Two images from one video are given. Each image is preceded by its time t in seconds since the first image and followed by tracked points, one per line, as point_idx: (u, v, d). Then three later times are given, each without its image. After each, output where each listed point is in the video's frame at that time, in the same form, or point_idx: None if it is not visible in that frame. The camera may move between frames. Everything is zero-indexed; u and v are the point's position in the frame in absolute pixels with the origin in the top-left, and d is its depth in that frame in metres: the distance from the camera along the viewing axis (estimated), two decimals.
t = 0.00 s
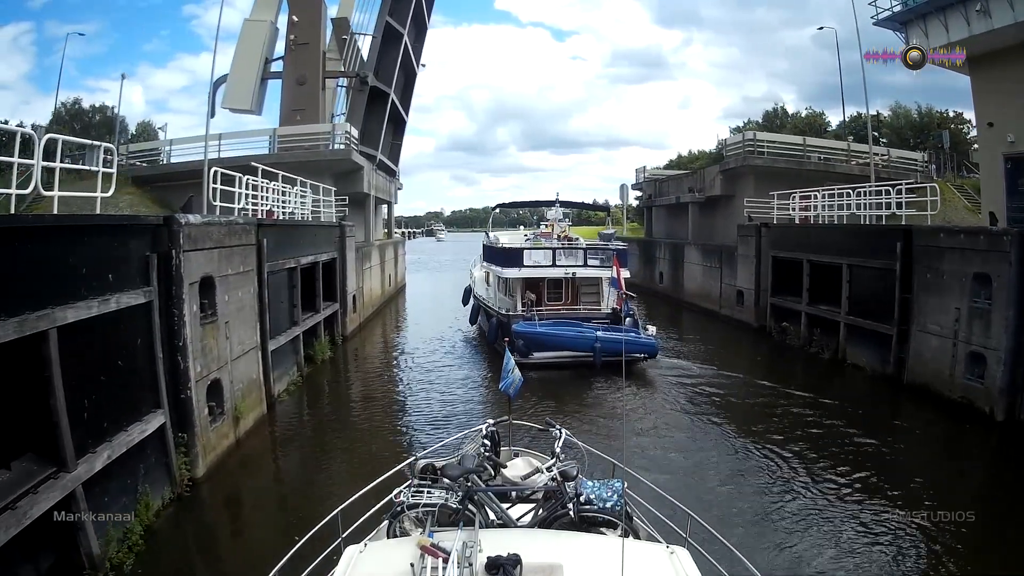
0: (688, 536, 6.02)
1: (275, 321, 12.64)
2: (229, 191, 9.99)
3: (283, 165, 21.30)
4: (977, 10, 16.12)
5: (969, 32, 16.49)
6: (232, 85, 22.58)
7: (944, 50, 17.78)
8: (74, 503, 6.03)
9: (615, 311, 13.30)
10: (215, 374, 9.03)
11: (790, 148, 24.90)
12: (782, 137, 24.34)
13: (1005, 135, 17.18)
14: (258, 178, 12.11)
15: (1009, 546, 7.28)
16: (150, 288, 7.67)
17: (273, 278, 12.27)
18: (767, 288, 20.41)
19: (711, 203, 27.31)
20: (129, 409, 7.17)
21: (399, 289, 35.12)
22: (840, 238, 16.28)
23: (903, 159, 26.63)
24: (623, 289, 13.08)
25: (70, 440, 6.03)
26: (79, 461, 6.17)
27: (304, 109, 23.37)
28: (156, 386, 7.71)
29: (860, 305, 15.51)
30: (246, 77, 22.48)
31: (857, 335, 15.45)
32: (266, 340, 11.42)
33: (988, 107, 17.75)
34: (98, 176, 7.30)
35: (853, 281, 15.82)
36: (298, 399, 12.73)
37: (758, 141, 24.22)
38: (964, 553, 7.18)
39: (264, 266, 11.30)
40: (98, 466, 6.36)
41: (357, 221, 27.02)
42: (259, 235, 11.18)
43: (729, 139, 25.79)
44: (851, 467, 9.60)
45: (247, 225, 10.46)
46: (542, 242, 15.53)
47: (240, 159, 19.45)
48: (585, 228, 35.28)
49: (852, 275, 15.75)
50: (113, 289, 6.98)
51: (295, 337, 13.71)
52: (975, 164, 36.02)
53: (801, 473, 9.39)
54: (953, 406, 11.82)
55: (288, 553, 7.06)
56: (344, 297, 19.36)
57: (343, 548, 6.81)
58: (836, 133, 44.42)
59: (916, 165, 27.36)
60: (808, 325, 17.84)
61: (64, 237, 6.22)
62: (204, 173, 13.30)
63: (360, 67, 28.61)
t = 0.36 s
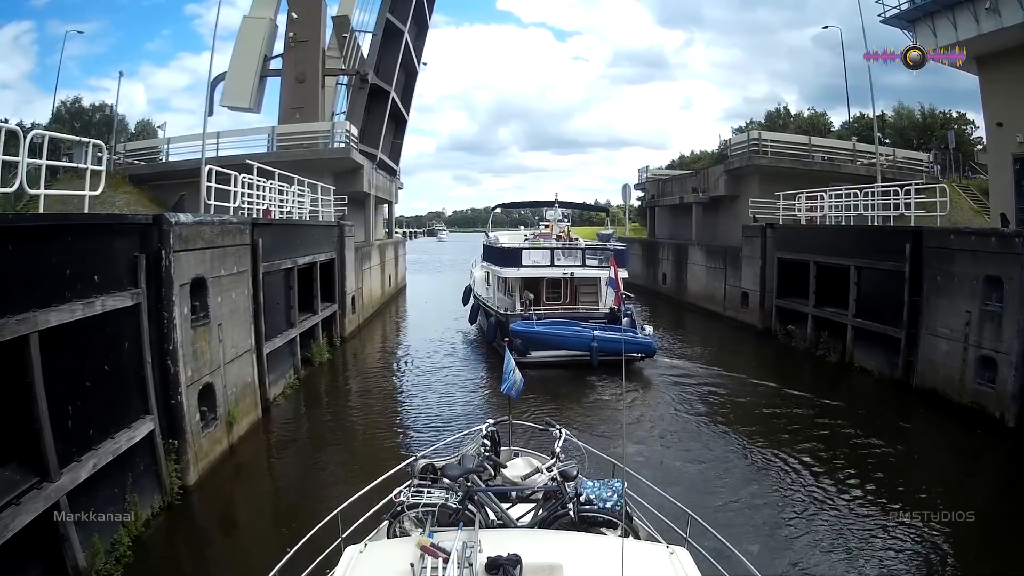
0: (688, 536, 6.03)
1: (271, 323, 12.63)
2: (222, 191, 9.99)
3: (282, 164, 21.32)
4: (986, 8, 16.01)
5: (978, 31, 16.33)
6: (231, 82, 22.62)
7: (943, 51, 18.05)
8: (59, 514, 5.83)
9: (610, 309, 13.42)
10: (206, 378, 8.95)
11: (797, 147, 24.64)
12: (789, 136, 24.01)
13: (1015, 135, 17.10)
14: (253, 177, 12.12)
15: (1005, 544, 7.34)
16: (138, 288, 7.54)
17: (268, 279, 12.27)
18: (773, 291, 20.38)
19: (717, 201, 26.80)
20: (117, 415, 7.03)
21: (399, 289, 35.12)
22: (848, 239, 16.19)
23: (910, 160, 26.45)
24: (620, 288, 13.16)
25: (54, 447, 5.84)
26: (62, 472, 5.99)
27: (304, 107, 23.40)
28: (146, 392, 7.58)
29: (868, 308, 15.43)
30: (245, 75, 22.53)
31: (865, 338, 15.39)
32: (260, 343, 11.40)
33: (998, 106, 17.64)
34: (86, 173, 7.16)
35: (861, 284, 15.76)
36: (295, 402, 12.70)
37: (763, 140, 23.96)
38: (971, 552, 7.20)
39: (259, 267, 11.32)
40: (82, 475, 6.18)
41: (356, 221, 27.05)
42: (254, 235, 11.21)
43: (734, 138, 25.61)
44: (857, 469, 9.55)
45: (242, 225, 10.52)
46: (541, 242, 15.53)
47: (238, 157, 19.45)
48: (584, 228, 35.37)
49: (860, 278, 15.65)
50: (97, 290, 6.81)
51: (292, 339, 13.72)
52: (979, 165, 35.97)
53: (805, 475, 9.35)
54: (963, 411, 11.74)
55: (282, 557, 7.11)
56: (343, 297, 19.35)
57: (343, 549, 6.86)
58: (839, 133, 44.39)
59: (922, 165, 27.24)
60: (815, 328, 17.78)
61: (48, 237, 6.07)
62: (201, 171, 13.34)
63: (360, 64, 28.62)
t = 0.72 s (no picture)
0: (688, 536, 6.02)
1: (266, 325, 12.62)
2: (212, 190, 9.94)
3: (280, 162, 21.33)
4: (996, 5, 15.90)
5: (987, 28, 16.25)
6: (227, 79, 22.64)
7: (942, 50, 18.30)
8: (40, 527, 5.68)
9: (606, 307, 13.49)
10: (197, 383, 8.85)
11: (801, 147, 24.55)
12: (795, 136, 24.09)
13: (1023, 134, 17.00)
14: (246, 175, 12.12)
15: (1004, 546, 7.36)
16: (123, 291, 7.41)
17: (262, 280, 12.25)
18: (778, 292, 20.36)
19: (718, 201, 27.24)
20: (101, 423, 6.89)
21: (399, 289, 35.14)
22: (856, 240, 16.14)
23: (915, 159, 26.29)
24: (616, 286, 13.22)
25: (33, 459, 5.68)
26: (44, 484, 5.84)
27: (302, 104, 23.42)
28: (133, 398, 7.46)
29: (876, 310, 15.38)
30: (242, 72, 22.54)
31: (873, 341, 15.35)
32: (253, 345, 11.37)
33: (1008, 104, 17.53)
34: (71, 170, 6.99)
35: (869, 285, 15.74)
36: (289, 406, 12.66)
37: (767, 140, 23.97)
38: (971, 555, 7.20)
39: (253, 267, 11.31)
40: (63, 487, 6.03)
41: (355, 220, 27.17)
42: (247, 235, 11.22)
43: (739, 136, 25.50)
44: (861, 473, 9.48)
45: (235, 225, 10.54)
46: (537, 242, 15.54)
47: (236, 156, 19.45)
48: (581, 228, 35.71)
49: (868, 278, 15.66)
50: (81, 293, 6.70)
51: (287, 341, 13.72)
52: (983, 165, 35.92)
53: (810, 477, 9.32)
54: (974, 415, 11.65)
55: (280, 558, 7.14)
56: (341, 298, 19.34)
57: (342, 549, 6.87)
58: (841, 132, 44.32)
59: (928, 165, 27.11)
60: (822, 331, 17.74)
61: (24, 239, 5.90)
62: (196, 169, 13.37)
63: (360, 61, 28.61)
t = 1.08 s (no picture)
0: (688, 536, 6.02)
1: (260, 328, 12.60)
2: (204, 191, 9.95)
3: (276, 161, 21.31)
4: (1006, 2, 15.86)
5: (996, 24, 16.24)
6: (224, 78, 22.65)
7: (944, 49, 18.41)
8: (21, 543, 5.65)
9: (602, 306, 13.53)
10: (185, 390, 8.80)
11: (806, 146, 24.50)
12: (800, 136, 23.83)
13: None
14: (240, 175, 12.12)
15: (1004, 545, 7.38)
16: (105, 295, 7.34)
17: (256, 281, 12.23)
18: (783, 293, 20.35)
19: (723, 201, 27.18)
20: (83, 433, 6.86)
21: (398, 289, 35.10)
22: (863, 241, 16.14)
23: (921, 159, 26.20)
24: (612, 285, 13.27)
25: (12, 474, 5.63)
26: (24, 497, 5.80)
27: (300, 102, 23.41)
28: (116, 406, 7.40)
29: (886, 313, 15.33)
30: (238, 70, 22.55)
31: (881, 343, 15.32)
32: (246, 350, 11.36)
33: (1017, 103, 17.49)
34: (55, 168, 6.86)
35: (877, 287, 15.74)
36: (284, 411, 12.63)
37: (772, 137, 23.68)
38: (972, 556, 7.21)
39: (246, 269, 11.32)
40: (43, 500, 5.99)
41: (353, 220, 27.18)
42: (240, 235, 11.23)
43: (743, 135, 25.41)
44: (861, 475, 9.45)
45: (227, 225, 10.61)
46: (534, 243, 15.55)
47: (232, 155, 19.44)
48: (579, 228, 36.10)
49: (876, 279, 15.68)
50: (61, 296, 6.65)
51: (282, 344, 13.74)
52: (985, 165, 35.91)
53: (814, 477, 9.32)
54: (985, 420, 11.59)
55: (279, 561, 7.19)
56: (338, 299, 19.32)
57: (342, 549, 6.88)
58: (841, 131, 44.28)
59: (935, 165, 27.08)
60: (828, 333, 17.72)
61: None
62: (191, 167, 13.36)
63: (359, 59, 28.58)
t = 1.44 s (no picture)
0: (689, 536, 6.02)
1: (252, 331, 12.60)
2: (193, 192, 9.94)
3: (274, 159, 21.31)
4: None
5: (1004, 20, 16.25)
6: (220, 76, 22.65)
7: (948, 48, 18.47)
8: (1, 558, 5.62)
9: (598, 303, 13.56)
10: (172, 397, 8.73)
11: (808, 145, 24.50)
12: (803, 133, 23.79)
13: None
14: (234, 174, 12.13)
15: (1003, 545, 7.48)
16: (88, 299, 7.26)
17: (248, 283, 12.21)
18: (788, 294, 20.37)
19: (725, 199, 27.24)
20: (66, 443, 6.81)
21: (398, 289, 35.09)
22: (869, 241, 16.16)
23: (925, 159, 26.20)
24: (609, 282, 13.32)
25: None
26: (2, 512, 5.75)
27: (297, 101, 23.42)
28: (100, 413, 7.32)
29: (895, 315, 15.31)
30: (234, 68, 22.56)
31: (889, 345, 15.32)
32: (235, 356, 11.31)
33: None
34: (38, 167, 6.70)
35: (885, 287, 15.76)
36: (277, 416, 12.59)
37: (776, 136, 23.58)
38: (972, 556, 7.27)
39: (237, 270, 11.34)
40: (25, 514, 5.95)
41: (350, 220, 27.20)
42: (231, 235, 11.23)
43: (746, 134, 25.37)
44: (868, 478, 9.45)
45: (216, 226, 10.61)
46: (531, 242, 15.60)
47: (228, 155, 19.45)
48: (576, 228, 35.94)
49: (883, 279, 15.70)
50: (39, 302, 6.65)
51: (275, 346, 13.74)
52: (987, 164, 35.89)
53: (821, 480, 9.33)
54: (996, 425, 11.55)
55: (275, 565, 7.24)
56: (334, 300, 19.31)
57: (342, 549, 6.89)
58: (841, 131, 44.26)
59: (939, 165, 27.07)
60: (834, 334, 17.72)
61: None
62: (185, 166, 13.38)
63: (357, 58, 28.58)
